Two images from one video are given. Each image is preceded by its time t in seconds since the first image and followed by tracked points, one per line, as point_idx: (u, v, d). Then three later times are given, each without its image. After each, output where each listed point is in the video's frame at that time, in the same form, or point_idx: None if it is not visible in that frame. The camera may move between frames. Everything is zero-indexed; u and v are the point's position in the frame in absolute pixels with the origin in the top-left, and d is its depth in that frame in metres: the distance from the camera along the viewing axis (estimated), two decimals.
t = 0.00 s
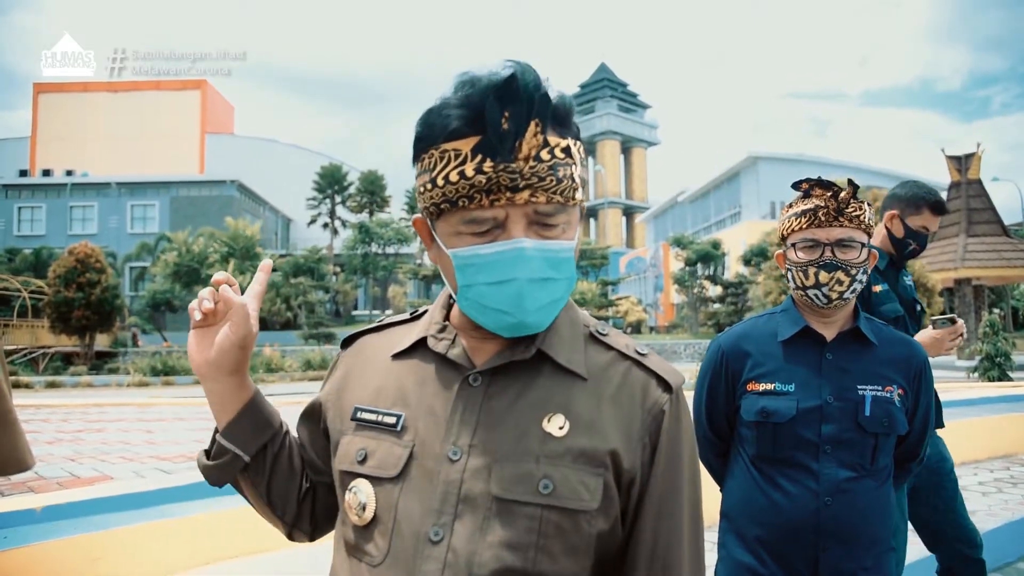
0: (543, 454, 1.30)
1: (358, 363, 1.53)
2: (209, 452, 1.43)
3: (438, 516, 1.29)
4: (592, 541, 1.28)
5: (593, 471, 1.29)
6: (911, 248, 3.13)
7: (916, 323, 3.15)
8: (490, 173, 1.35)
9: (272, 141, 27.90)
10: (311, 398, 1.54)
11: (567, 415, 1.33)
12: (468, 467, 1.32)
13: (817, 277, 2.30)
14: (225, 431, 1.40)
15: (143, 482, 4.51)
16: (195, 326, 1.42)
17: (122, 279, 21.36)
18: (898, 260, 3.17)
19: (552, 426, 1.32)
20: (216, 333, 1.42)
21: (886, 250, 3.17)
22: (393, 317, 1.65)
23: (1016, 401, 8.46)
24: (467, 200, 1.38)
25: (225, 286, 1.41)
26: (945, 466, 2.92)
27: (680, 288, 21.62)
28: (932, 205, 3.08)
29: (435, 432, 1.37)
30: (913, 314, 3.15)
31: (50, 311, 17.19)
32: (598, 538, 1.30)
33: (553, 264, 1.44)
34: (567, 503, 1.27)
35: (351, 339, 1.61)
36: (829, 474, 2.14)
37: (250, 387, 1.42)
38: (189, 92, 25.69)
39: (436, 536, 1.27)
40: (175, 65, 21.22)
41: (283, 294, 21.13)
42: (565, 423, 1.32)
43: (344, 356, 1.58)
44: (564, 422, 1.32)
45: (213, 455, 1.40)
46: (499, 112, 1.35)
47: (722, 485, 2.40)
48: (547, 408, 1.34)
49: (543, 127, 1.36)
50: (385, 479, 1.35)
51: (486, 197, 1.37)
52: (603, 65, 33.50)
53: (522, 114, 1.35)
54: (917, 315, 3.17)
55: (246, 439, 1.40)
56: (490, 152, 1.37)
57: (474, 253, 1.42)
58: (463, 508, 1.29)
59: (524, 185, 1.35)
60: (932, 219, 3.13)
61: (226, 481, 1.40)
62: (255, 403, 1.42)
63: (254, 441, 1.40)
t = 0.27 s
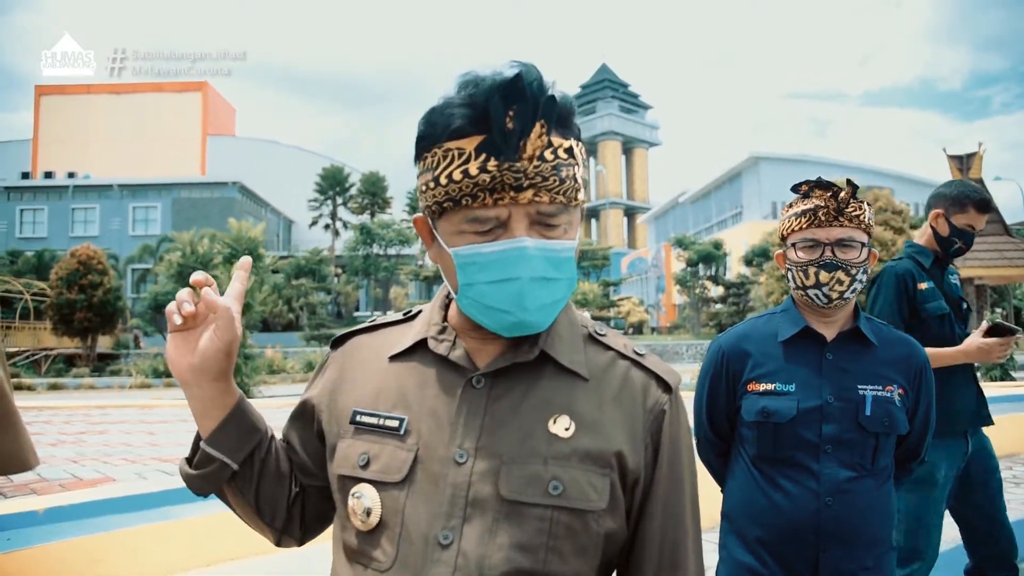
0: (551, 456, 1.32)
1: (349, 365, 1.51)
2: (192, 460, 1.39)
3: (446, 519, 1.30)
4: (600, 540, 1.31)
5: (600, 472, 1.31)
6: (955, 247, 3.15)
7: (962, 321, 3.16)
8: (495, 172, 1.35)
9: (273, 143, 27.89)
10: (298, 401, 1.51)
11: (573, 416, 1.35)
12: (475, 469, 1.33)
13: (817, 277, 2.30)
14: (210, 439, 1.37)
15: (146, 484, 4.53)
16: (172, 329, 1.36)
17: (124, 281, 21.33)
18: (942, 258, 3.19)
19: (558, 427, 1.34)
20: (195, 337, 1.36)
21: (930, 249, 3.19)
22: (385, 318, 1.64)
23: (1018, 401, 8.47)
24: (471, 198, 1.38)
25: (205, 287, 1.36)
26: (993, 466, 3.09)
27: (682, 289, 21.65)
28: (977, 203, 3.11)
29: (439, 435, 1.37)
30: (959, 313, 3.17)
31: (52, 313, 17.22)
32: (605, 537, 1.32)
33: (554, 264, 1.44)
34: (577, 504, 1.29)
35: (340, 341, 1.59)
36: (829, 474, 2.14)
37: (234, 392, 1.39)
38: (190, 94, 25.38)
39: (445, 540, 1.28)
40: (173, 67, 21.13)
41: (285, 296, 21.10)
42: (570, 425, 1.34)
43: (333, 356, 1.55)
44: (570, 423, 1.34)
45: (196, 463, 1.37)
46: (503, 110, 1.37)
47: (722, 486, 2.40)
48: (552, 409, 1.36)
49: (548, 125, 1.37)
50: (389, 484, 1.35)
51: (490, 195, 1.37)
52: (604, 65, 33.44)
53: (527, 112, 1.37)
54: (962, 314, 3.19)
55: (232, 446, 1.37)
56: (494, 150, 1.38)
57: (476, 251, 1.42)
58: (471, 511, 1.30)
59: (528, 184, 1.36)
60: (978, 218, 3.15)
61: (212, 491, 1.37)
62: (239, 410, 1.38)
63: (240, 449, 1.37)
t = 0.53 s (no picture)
0: (555, 458, 1.33)
1: (348, 369, 1.52)
2: (190, 470, 1.39)
3: (451, 522, 1.30)
4: (604, 542, 1.32)
5: (603, 472, 1.33)
6: (984, 246, 3.16)
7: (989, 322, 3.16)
8: (464, 168, 1.38)
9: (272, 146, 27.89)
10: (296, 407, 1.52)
11: (575, 418, 1.36)
12: (480, 470, 1.34)
13: (815, 278, 2.31)
14: (207, 449, 1.37)
15: (147, 488, 4.54)
16: (162, 342, 1.37)
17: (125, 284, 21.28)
18: (971, 258, 3.20)
19: (561, 429, 1.35)
20: (187, 348, 1.37)
21: (957, 247, 3.21)
22: (384, 321, 1.65)
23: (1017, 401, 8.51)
24: (444, 194, 1.41)
25: (195, 296, 1.36)
26: (1015, 468, 3.06)
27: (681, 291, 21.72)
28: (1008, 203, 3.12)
29: (442, 439, 1.38)
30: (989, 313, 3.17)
31: (52, 317, 17.23)
32: (609, 538, 1.34)
33: (529, 267, 1.43)
34: (580, 505, 1.30)
35: (340, 343, 1.59)
36: (829, 475, 2.15)
37: (231, 401, 1.39)
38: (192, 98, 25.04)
39: (451, 542, 1.28)
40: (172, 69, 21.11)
41: (285, 299, 21.06)
42: (573, 426, 1.35)
43: (332, 360, 1.56)
44: (573, 425, 1.35)
45: (194, 474, 1.37)
46: (485, 110, 1.41)
47: (722, 487, 2.40)
48: (555, 411, 1.37)
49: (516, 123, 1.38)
50: (393, 488, 1.35)
51: (461, 191, 1.39)
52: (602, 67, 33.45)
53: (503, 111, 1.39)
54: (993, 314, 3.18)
55: (230, 456, 1.38)
56: (470, 147, 1.40)
57: (450, 246, 1.45)
58: (476, 514, 1.30)
59: (499, 183, 1.37)
60: (1009, 217, 3.15)
61: (211, 502, 1.37)
62: (236, 418, 1.39)
63: (238, 458, 1.38)
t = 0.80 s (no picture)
0: (555, 461, 1.33)
1: (352, 371, 1.53)
2: (194, 473, 1.39)
3: (452, 525, 1.31)
4: (604, 546, 1.33)
5: (604, 477, 1.33)
6: (1001, 251, 3.17)
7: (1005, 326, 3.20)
8: (435, 165, 1.42)
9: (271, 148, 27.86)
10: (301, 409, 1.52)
11: (575, 421, 1.37)
12: (481, 473, 1.34)
13: (813, 280, 2.32)
14: (211, 452, 1.37)
15: (147, 489, 4.55)
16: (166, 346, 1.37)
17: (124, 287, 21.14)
18: (987, 264, 3.22)
19: (561, 433, 1.36)
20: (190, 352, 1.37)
21: (974, 252, 3.23)
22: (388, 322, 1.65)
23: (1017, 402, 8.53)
24: (422, 191, 1.47)
25: (198, 299, 1.36)
26: None
27: (680, 292, 21.75)
28: None
29: (444, 442, 1.38)
30: (1005, 319, 3.21)
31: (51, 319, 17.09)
32: (609, 541, 1.34)
33: (503, 265, 1.43)
34: (579, 508, 1.30)
35: (344, 345, 1.60)
36: (827, 476, 2.15)
37: (235, 404, 1.39)
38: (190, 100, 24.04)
39: (451, 545, 1.29)
40: (172, 71, 21.02)
41: (285, 301, 20.99)
42: (573, 430, 1.36)
43: (336, 362, 1.56)
44: (573, 429, 1.36)
45: (198, 477, 1.38)
46: (459, 110, 1.44)
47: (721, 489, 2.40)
48: (556, 414, 1.38)
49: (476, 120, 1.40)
50: (395, 490, 1.35)
51: (434, 188, 1.44)
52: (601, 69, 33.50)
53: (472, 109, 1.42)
54: (1010, 320, 3.21)
55: (234, 459, 1.38)
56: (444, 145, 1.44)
57: (430, 243, 1.49)
58: (476, 517, 1.31)
59: (468, 180, 1.39)
60: None
61: (216, 503, 1.37)
62: (240, 422, 1.39)
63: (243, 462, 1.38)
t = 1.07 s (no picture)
0: (553, 460, 1.33)
1: (356, 369, 1.53)
2: (200, 474, 1.39)
3: (450, 523, 1.30)
4: (603, 546, 1.32)
5: (604, 477, 1.33)
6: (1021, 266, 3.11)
7: None
8: (423, 161, 1.43)
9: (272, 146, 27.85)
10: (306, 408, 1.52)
11: (574, 420, 1.37)
12: (479, 471, 1.34)
13: (814, 276, 2.32)
14: (216, 454, 1.37)
15: (148, 488, 4.55)
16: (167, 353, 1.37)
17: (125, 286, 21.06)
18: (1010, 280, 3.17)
19: (561, 431, 1.35)
20: (192, 357, 1.37)
21: (994, 269, 3.19)
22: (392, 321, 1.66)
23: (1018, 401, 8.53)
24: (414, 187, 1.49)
25: (197, 304, 1.36)
26: None
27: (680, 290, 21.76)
28: None
29: (444, 440, 1.38)
30: None
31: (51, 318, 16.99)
32: (608, 542, 1.34)
33: (492, 260, 1.43)
34: (578, 508, 1.30)
35: (349, 343, 1.60)
36: (828, 475, 2.15)
37: (237, 406, 1.39)
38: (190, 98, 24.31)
39: (447, 543, 1.28)
40: (172, 70, 20.97)
41: (285, 300, 20.94)
42: (573, 429, 1.36)
43: (342, 359, 1.57)
44: (573, 428, 1.36)
45: (205, 480, 1.37)
46: (450, 107, 1.44)
47: (722, 488, 2.40)
48: (556, 413, 1.38)
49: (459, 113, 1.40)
50: (394, 487, 1.35)
51: (423, 183, 1.45)
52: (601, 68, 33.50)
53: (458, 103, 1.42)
54: None
55: (240, 460, 1.38)
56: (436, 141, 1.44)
57: (424, 238, 1.51)
58: (474, 515, 1.30)
59: (457, 175, 1.39)
60: None
61: (222, 503, 1.37)
62: (244, 422, 1.39)
63: (249, 462, 1.38)
